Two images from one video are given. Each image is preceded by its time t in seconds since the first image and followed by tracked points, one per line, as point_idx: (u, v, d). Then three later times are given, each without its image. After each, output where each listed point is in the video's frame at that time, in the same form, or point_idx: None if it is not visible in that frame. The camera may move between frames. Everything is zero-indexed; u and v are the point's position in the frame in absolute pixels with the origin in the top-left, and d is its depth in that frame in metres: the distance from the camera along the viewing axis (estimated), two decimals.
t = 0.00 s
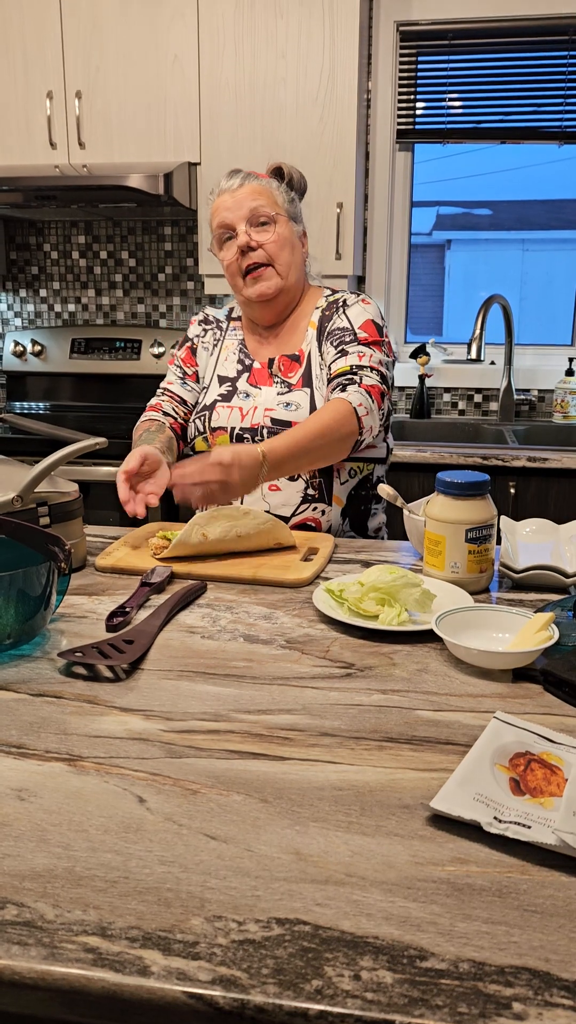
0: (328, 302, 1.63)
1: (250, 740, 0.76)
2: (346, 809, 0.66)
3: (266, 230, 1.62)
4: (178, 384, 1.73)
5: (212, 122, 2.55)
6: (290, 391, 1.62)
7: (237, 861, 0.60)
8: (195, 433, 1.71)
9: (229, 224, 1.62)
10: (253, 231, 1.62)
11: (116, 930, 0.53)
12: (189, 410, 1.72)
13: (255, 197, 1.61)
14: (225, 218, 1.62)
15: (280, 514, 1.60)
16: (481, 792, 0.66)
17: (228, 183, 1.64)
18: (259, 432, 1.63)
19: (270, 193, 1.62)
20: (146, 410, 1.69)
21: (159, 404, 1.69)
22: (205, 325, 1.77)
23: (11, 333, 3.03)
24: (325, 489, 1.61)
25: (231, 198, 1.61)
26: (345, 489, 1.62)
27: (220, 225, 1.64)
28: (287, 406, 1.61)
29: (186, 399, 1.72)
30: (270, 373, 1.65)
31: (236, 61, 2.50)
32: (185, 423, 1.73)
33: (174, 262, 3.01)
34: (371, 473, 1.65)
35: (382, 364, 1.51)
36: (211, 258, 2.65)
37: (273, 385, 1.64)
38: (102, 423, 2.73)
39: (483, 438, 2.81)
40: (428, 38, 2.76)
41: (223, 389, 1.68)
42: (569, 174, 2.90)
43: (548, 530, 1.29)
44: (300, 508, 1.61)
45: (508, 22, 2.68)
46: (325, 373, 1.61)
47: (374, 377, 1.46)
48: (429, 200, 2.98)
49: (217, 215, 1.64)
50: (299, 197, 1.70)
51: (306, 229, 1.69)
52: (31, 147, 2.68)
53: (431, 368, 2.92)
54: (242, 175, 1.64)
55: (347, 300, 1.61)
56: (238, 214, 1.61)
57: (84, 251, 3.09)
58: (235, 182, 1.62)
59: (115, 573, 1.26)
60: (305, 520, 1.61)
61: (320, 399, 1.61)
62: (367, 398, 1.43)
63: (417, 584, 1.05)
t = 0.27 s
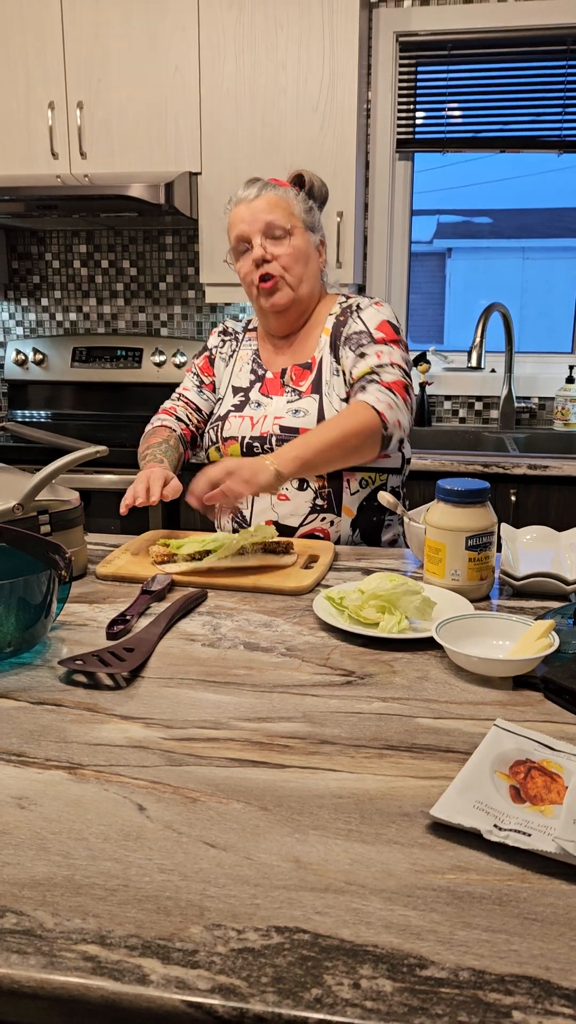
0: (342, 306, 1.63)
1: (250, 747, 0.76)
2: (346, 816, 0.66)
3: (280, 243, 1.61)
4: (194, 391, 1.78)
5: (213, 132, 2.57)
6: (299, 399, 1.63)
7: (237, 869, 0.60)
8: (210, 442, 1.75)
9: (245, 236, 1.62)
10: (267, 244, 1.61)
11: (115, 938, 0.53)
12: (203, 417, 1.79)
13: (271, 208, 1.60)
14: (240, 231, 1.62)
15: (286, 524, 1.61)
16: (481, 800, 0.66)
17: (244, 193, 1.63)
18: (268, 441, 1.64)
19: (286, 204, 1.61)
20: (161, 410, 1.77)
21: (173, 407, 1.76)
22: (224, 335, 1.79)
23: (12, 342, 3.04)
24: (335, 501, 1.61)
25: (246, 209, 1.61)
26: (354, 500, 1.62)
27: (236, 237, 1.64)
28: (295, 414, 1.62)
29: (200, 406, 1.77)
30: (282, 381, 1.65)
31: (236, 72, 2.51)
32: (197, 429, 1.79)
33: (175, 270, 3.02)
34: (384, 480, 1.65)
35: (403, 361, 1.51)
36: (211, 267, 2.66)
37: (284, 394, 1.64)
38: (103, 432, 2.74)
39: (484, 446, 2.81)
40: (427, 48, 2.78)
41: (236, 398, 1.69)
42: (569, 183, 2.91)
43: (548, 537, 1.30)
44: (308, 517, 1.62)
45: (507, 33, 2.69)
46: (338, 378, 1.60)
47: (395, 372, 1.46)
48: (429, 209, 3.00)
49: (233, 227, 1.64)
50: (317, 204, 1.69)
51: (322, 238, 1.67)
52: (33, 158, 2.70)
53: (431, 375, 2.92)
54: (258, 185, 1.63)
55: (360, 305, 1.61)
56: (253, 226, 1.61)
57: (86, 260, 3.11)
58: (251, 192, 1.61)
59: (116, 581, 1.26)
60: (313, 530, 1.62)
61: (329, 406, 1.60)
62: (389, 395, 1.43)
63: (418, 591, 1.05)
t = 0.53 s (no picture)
0: (350, 317, 1.63)
1: (251, 755, 0.76)
2: (348, 824, 0.66)
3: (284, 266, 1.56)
4: (190, 383, 1.66)
5: (214, 140, 2.58)
6: (310, 406, 1.60)
7: (238, 878, 0.60)
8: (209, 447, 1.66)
9: (246, 254, 1.56)
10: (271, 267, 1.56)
11: (116, 947, 0.53)
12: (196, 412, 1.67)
13: (275, 227, 1.53)
14: (241, 248, 1.55)
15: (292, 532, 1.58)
16: (483, 808, 0.66)
17: (246, 202, 1.54)
18: (278, 448, 1.59)
19: (290, 221, 1.54)
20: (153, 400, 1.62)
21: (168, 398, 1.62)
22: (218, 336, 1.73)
23: (14, 349, 3.04)
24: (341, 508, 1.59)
25: (248, 227, 1.53)
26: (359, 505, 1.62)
27: (236, 251, 1.57)
28: (308, 422, 1.59)
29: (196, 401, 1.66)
30: (289, 388, 1.63)
31: (237, 80, 2.53)
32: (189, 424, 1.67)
33: (176, 277, 3.02)
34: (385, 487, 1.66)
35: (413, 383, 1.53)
36: (212, 274, 2.66)
37: (292, 401, 1.62)
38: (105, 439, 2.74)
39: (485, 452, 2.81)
40: (427, 57, 2.79)
41: (237, 402, 1.65)
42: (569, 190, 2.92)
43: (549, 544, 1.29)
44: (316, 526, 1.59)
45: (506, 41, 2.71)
46: (347, 388, 1.61)
47: (410, 396, 1.48)
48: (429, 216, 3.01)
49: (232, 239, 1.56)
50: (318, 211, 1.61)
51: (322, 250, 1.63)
52: (35, 165, 2.71)
53: (432, 382, 2.93)
54: (263, 195, 1.52)
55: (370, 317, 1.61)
56: (255, 247, 1.54)
57: (87, 267, 3.12)
58: (255, 207, 1.52)
59: (117, 588, 1.26)
60: (320, 537, 1.59)
61: (342, 415, 1.60)
62: (406, 419, 1.44)
63: (419, 598, 1.05)
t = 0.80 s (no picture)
0: (335, 327, 1.65)
1: (253, 761, 0.76)
2: (350, 831, 0.65)
3: (281, 279, 1.54)
4: (174, 389, 1.59)
5: (215, 145, 2.59)
6: (302, 420, 1.61)
7: (240, 884, 0.59)
8: (196, 459, 1.65)
9: (246, 260, 1.52)
10: (269, 278, 1.53)
11: (118, 955, 0.53)
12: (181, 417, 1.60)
13: (277, 236, 1.50)
14: (240, 253, 1.51)
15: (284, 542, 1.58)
16: (486, 814, 0.66)
17: (249, 206, 1.49)
18: (271, 462, 1.59)
19: (292, 232, 1.52)
20: (139, 408, 1.53)
21: (156, 405, 1.54)
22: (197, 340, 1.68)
23: (15, 354, 3.05)
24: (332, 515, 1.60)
25: (251, 233, 1.49)
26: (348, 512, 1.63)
27: (233, 254, 1.52)
28: (301, 435, 1.60)
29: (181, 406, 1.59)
30: (278, 400, 1.63)
31: (238, 86, 2.53)
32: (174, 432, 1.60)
33: (176, 283, 3.03)
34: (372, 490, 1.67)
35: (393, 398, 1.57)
36: (212, 279, 2.67)
37: (282, 414, 1.62)
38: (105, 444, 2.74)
39: (485, 457, 2.81)
40: (426, 63, 2.79)
41: (224, 413, 1.63)
42: (569, 195, 2.93)
43: (550, 550, 1.29)
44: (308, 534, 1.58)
45: (506, 47, 2.72)
46: (334, 400, 1.63)
47: (392, 413, 1.52)
48: (429, 221, 3.01)
49: (231, 241, 1.51)
50: (314, 221, 1.60)
51: (313, 261, 1.62)
52: (36, 172, 2.71)
53: (432, 387, 2.93)
54: (265, 203, 1.49)
55: (354, 328, 1.64)
56: (256, 255, 1.51)
57: (88, 273, 3.12)
58: (260, 214, 1.48)
59: (117, 594, 1.26)
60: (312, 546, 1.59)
61: (332, 427, 1.61)
62: (390, 436, 1.48)
63: (421, 604, 1.04)
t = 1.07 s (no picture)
0: (314, 333, 1.65)
1: (253, 764, 0.76)
2: (350, 835, 0.65)
3: (262, 289, 1.53)
4: (157, 398, 1.59)
5: (215, 149, 2.59)
6: (284, 427, 1.62)
7: (240, 888, 0.59)
8: (179, 468, 1.65)
9: (225, 270, 1.51)
10: (249, 288, 1.53)
11: (117, 959, 0.53)
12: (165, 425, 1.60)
13: (256, 246, 1.49)
14: (219, 263, 1.50)
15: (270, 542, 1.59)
16: (486, 818, 0.66)
17: (228, 215, 1.48)
18: (255, 470, 1.61)
19: (272, 241, 1.51)
20: (125, 419, 1.53)
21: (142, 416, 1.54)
22: (177, 346, 1.66)
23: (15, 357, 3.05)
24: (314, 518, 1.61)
25: (231, 243, 1.48)
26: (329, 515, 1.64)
27: (212, 263, 1.51)
28: (284, 443, 1.61)
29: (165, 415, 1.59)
30: (259, 408, 1.63)
31: (238, 89, 2.54)
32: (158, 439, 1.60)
33: (176, 286, 3.03)
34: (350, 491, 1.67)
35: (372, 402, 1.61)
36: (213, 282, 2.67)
37: (264, 422, 1.63)
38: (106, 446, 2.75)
39: (485, 459, 2.81)
40: (426, 66, 2.80)
41: (206, 421, 1.63)
42: (569, 198, 2.93)
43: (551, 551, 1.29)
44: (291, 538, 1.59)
45: (506, 50, 2.72)
46: (315, 407, 1.64)
47: (375, 416, 1.56)
48: (429, 224, 3.02)
49: (210, 250, 1.50)
50: (292, 228, 1.59)
51: (291, 268, 1.61)
52: (36, 175, 2.72)
53: (433, 389, 2.93)
54: (246, 212, 1.48)
55: (332, 334, 1.65)
56: (236, 265, 1.50)
57: (88, 276, 3.12)
58: (239, 225, 1.47)
59: (117, 597, 1.26)
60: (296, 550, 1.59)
61: (314, 434, 1.63)
62: (374, 439, 1.52)
63: (421, 606, 1.04)
